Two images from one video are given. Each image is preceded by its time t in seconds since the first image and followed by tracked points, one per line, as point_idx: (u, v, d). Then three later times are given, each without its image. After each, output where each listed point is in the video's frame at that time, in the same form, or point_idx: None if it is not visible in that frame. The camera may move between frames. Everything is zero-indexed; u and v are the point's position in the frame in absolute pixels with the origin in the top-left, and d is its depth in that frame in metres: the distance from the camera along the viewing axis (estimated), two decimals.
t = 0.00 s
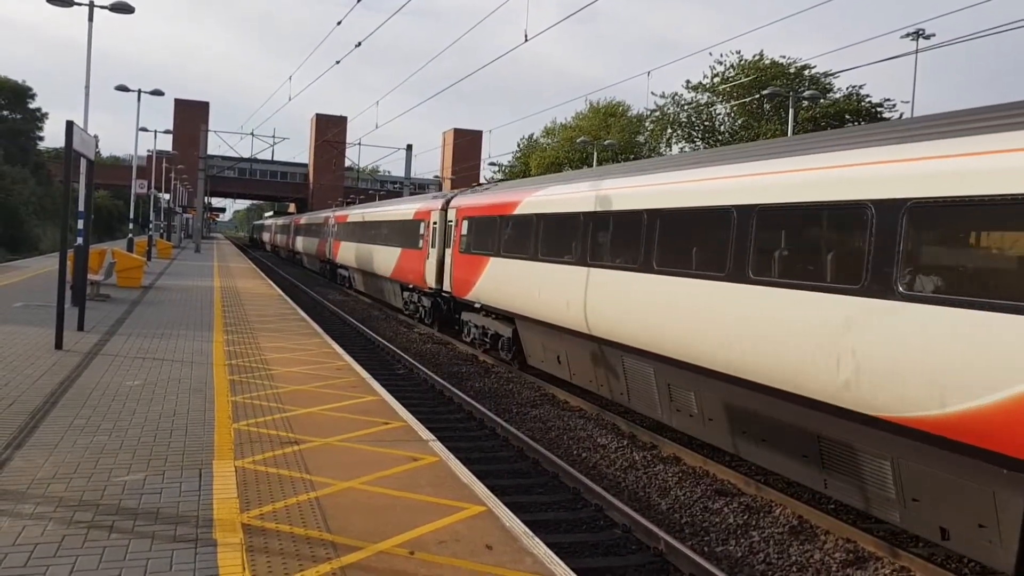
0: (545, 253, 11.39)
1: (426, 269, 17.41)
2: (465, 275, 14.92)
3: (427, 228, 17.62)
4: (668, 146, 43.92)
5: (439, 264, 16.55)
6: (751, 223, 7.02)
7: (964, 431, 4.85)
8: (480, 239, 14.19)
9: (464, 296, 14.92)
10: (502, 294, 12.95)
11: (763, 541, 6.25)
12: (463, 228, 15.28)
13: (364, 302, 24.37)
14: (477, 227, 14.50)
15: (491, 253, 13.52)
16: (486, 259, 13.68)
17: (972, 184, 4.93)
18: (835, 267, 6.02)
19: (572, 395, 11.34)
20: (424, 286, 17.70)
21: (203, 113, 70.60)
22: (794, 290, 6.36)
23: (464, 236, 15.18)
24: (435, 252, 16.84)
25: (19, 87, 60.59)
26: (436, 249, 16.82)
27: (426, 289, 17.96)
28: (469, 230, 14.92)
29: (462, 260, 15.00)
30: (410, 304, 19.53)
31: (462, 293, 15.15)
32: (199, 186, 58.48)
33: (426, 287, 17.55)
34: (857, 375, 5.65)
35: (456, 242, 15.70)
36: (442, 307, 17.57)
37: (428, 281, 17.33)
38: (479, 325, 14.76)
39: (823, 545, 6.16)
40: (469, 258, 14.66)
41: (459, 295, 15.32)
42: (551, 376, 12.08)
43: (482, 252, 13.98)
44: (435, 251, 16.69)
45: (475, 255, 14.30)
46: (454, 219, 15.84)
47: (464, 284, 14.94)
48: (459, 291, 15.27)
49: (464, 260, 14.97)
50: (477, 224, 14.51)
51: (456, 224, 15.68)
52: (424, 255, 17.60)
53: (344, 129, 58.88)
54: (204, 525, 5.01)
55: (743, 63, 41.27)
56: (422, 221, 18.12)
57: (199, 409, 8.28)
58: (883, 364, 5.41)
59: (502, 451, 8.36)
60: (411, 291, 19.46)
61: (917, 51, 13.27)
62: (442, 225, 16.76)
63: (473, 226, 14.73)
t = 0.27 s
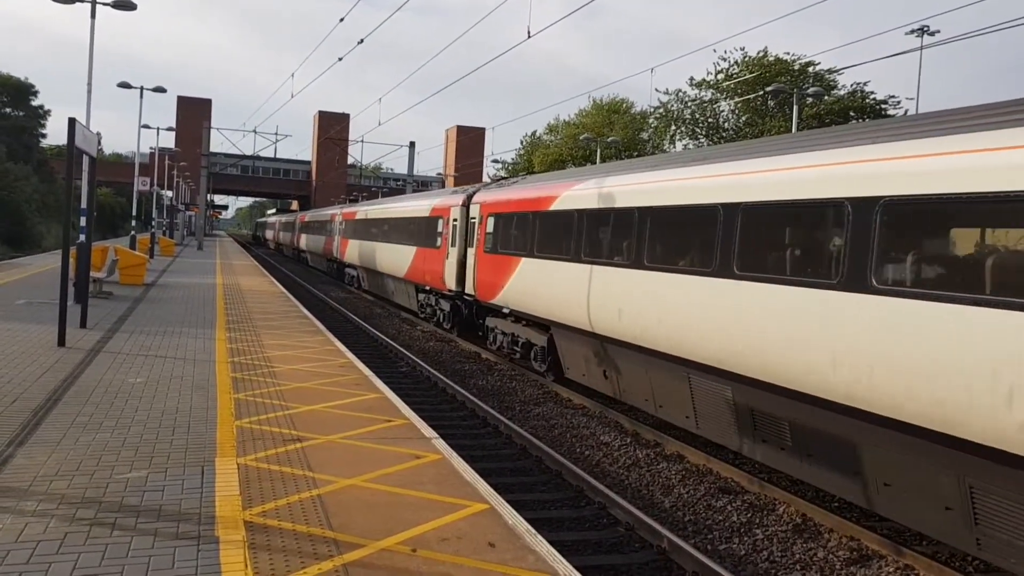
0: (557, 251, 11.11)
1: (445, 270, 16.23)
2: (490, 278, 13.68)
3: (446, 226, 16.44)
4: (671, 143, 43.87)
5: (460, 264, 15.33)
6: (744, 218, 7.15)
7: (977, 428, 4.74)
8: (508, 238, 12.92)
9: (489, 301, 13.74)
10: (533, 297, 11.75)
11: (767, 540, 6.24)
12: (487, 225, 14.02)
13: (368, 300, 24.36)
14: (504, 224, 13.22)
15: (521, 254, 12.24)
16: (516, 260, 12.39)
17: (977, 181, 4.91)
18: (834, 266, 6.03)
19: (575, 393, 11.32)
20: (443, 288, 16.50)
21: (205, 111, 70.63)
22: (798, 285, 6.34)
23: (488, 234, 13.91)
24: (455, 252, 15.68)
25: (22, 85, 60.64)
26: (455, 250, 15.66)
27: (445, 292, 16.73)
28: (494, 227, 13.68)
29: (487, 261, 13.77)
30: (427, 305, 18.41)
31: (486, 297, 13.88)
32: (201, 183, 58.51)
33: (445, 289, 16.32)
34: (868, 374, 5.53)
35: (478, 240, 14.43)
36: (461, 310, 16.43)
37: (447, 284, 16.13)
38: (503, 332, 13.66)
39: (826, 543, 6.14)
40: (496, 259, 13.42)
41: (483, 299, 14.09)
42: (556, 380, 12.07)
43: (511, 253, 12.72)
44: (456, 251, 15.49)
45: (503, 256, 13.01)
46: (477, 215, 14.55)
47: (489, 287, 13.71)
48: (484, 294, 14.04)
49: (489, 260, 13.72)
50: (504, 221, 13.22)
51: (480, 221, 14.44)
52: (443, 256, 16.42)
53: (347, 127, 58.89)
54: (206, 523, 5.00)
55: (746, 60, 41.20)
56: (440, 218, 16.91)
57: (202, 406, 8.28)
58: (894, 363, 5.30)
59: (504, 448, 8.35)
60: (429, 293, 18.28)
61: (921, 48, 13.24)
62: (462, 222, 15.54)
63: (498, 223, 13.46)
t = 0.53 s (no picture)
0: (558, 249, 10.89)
1: (458, 274, 15.08)
2: (515, 283, 12.44)
3: (461, 227, 15.28)
4: (667, 144, 43.94)
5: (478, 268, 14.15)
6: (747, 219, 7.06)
7: (971, 430, 4.77)
8: (537, 239, 11.69)
9: (513, 308, 12.49)
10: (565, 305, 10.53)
11: (761, 539, 6.27)
12: (511, 225, 12.78)
13: (364, 300, 24.36)
14: (531, 225, 12.01)
15: (553, 257, 11.01)
16: (548, 263, 11.16)
17: (969, 183, 4.94)
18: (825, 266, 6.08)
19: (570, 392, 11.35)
20: (457, 294, 15.32)
21: (202, 111, 70.55)
22: (792, 286, 6.38)
23: (513, 235, 12.67)
24: (472, 255, 14.49)
25: (18, 84, 60.53)
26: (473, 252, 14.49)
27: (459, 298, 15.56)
28: (518, 228, 12.49)
29: (510, 264, 12.54)
30: (438, 312, 17.19)
31: (510, 304, 12.64)
32: (198, 183, 58.47)
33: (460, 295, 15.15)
34: (863, 375, 5.55)
35: (501, 242, 13.19)
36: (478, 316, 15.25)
37: (463, 289, 14.96)
38: (527, 342, 12.46)
39: (820, 542, 6.17)
40: (522, 263, 12.20)
41: (505, 306, 12.86)
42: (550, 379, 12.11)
43: (541, 255, 11.49)
44: (472, 253, 14.35)
45: (532, 259, 11.78)
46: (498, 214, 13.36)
47: (513, 294, 12.48)
48: (507, 301, 12.79)
49: (514, 264, 12.49)
50: (531, 220, 12.01)
51: (502, 221, 13.24)
52: (457, 259, 15.28)
53: (343, 126, 58.89)
54: (202, 522, 5.02)
55: (742, 62, 41.28)
56: (454, 219, 15.74)
57: (198, 405, 8.29)
58: (891, 364, 5.31)
59: (500, 448, 8.37)
60: (440, 298, 17.09)
61: (915, 51, 13.31)
62: (480, 223, 14.37)
63: (524, 223, 12.25)
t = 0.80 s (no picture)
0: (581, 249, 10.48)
1: (492, 279, 13.76)
2: (563, 292, 11.01)
3: (495, 228, 13.96)
4: (678, 145, 43.82)
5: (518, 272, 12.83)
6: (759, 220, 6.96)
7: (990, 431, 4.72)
8: (588, 242, 10.31)
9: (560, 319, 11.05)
10: (621, 317, 9.23)
11: (776, 541, 6.22)
12: (556, 226, 11.45)
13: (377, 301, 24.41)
14: (580, 226, 10.67)
15: (609, 262, 9.64)
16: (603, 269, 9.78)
17: (981, 181, 4.90)
18: (835, 267, 6.05)
19: (583, 394, 11.31)
20: (491, 302, 14.00)
21: (215, 114, 70.99)
22: (804, 286, 6.31)
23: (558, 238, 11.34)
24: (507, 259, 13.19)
25: (33, 88, 61.02)
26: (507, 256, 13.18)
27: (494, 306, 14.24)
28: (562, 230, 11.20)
29: (557, 270, 11.15)
30: (467, 319, 15.96)
31: (556, 315, 11.27)
32: (210, 186, 58.77)
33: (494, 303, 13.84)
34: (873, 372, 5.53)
35: (541, 245, 11.88)
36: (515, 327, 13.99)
37: (497, 296, 13.62)
38: (574, 359, 11.19)
39: (835, 544, 6.13)
40: (569, 269, 10.83)
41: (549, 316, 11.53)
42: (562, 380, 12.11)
43: (593, 261, 10.14)
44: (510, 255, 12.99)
45: (582, 265, 10.42)
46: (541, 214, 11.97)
47: (560, 304, 11.06)
48: (551, 311, 11.45)
49: (559, 270, 11.14)
50: (580, 220, 10.66)
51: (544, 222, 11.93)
52: (490, 264, 13.99)
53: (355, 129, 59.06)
54: (217, 525, 5.03)
55: (754, 61, 41.12)
56: (487, 219, 14.41)
57: (211, 408, 8.32)
58: (906, 365, 5.25)
59: (512, 450, 8.36)
60: (470, 305, 15.81)
61: (929, 49, 13.20)
62: (517, 224, 13.05)
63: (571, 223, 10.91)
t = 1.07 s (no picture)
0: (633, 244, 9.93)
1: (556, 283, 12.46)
2: (644, 298, 9.63)
3: (558, 227, 12.64)
4: (714, 141, 43.38)
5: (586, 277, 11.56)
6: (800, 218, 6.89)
7: None
8: (675, 242, 8.99)
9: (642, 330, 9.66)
10: (721, 328, 7.90)
11: (820, 540, 6.11)
12: (634, 224, 10.13)
13: (414, 303, 24.53)
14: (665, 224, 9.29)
15: (706, 264, 8.30)
16: (701, 272, 8.36)
17: None
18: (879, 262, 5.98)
19: (622, 393, 11.23)
20: (555, 309, 12.70)
21: (253, 120, 72.01)
22: (852, 282, 6.20)
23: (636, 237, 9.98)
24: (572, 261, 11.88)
25: (77, 99, 62.44)
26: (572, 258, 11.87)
27: (558, 312, 12.91)
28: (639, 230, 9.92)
29: (637, 274, 9.79)
30: (529, 328, 14.64)
31: (637, 324, 9.87)
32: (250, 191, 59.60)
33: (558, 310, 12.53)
34: (913, 367, 5.47)
35: (616, 246, 10.53)
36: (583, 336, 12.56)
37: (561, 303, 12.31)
38: (656, 376, 9.79)
39: (881, 544, 6.00)
40: (653, 273, 9.42)
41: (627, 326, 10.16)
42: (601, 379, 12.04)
43: (684, 262, 8.75)
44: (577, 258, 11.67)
45: (670, 268, 9.03)
46: (616, 211, 10.64)
47: (641, 312, 9.68)
48: (630, 320, 10.06)
49: (641, 273, 9.72)
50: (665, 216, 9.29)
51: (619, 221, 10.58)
52: (553, 266, 12.69)
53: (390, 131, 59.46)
54: (258, 526, 5.08)
55: (791, 54, 40.55)
56: (549, 217, 13.08)
57: (252, 410, 8.42)
58: (948, 358, 5.19)
59: (551, 450, 8.33)
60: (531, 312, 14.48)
61: (972, 37, 12.91)
62: (584, 222, 11.74)
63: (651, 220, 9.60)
